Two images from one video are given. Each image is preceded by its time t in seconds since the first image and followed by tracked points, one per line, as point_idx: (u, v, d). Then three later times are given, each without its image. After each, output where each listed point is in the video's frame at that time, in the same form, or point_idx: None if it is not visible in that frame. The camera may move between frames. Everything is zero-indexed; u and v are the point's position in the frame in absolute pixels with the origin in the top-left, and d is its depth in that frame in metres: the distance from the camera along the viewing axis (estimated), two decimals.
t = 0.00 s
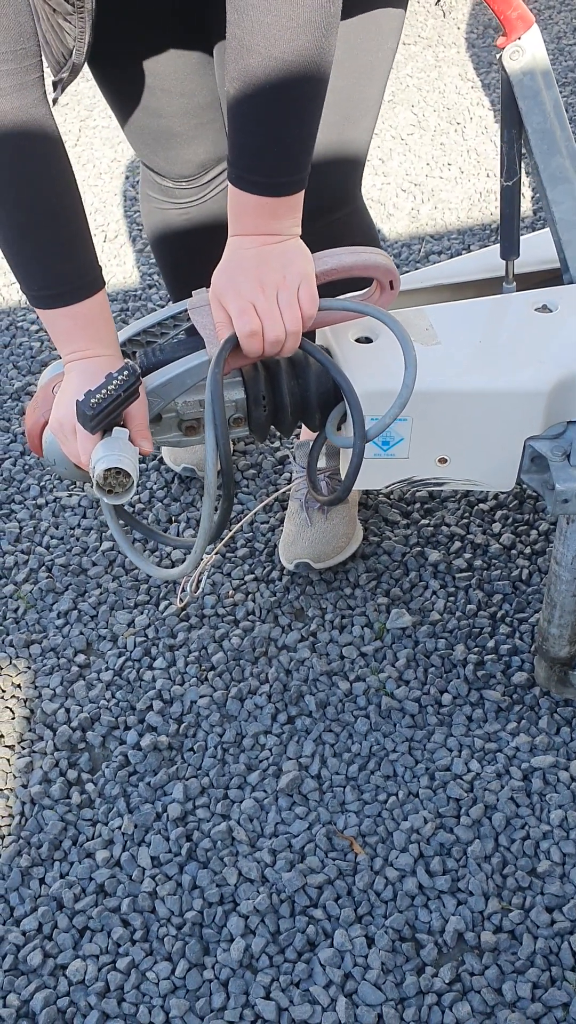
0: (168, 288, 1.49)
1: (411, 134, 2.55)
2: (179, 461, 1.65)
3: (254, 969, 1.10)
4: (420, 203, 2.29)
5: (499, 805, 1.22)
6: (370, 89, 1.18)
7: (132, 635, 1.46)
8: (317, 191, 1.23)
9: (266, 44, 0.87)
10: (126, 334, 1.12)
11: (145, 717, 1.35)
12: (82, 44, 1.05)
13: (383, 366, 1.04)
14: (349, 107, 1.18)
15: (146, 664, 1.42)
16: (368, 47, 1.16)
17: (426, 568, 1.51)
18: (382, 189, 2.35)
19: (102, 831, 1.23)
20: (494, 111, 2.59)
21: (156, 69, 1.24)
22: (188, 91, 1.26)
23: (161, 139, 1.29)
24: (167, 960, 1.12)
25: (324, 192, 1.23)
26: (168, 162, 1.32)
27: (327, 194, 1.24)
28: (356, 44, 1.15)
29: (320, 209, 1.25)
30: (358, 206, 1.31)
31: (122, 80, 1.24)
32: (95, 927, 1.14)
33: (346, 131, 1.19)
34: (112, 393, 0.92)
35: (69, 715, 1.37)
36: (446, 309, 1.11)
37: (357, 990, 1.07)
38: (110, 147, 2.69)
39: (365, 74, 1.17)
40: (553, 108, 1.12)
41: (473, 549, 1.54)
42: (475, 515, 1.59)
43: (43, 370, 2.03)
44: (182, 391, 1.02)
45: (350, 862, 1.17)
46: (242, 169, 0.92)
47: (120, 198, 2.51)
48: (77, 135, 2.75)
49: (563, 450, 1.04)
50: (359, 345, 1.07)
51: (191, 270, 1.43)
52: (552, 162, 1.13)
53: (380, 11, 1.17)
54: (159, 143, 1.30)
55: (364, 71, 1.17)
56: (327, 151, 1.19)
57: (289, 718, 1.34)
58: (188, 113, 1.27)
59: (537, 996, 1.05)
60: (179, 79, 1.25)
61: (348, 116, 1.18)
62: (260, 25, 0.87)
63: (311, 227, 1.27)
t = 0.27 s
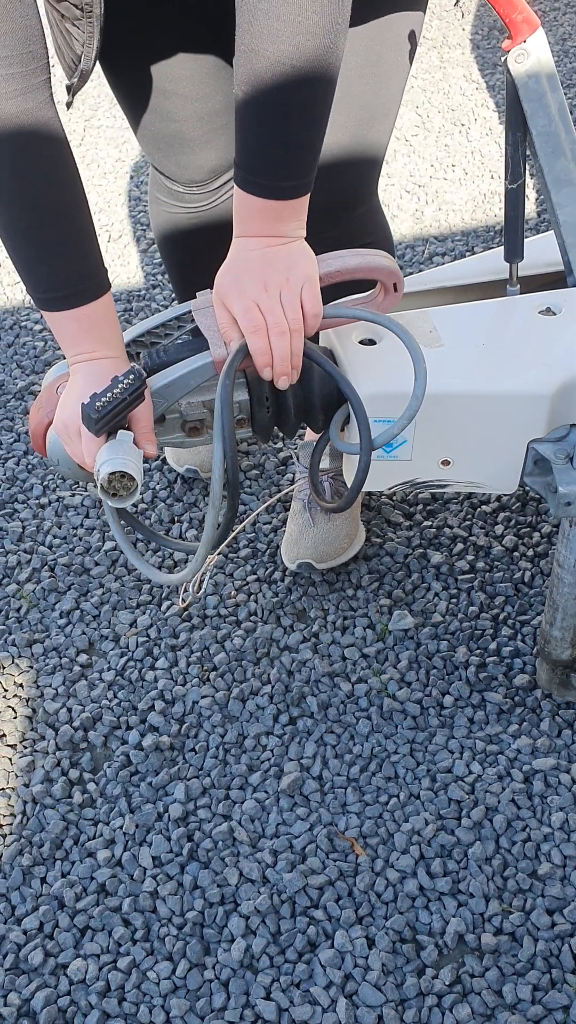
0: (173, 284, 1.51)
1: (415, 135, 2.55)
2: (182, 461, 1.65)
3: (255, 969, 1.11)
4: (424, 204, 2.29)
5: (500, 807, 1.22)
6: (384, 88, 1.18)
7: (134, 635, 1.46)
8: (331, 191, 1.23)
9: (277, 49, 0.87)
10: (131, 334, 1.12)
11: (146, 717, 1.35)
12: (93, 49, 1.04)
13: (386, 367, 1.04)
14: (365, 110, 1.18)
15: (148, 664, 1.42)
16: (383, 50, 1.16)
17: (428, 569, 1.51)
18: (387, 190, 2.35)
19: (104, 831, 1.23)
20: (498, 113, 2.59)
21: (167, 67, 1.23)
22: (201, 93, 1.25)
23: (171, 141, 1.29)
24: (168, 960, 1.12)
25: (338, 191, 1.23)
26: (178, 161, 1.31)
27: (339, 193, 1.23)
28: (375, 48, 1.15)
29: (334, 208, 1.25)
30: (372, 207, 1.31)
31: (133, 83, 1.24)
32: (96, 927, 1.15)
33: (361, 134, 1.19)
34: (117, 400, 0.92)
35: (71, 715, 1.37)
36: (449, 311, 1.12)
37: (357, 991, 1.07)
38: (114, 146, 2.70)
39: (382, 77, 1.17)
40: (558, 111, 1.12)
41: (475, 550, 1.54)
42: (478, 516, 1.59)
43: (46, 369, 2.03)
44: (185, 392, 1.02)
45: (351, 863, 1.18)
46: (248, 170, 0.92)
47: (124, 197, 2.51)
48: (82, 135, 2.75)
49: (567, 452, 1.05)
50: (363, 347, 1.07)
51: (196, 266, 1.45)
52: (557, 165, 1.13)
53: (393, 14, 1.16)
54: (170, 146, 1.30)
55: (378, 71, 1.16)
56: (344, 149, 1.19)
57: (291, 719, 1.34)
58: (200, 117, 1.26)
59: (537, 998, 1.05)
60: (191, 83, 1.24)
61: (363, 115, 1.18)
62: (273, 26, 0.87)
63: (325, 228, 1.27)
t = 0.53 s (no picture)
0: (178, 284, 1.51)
1: (421, 134, 2.55)
2: (185, 461, 1.64)
3: (255, 969, 1.11)
4: (430, 204, 2.29)
5: (501, 808, 1.22)
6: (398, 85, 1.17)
7: (137, 633, 1.46)
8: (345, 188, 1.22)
9: (306, 46, 0.87)
10: (136, 331, 1.12)
11: (148, 715, 1.35)
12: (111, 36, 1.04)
13: (390, 367, 1.04)
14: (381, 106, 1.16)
15: (150, 663, 1.42)
16: (401, 52, 1.15)
17: (432, 570, 1.50)
18: (392, 190, 2.35)
19: (105, 829, 1.23)
20: (505, 113, 2.59)
21: (175, 64, 1.22)
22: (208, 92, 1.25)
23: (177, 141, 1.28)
24: (168, 959, 1.12)
25: (350, 190, 1.22)
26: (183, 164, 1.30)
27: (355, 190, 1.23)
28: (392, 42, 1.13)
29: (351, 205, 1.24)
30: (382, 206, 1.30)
31: (141, 79, 1.23)
32: (97, 925, 1.15)
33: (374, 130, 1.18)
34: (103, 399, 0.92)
35: (73, 713, 1.37)
36: (455, 311, 1.11)
37: (358, 991, 1.07)
38: (120, 144, 2.70)
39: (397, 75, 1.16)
40: (565, 112, 1.11)
41: (479, 551, 1.54)
42: (482, 517, 1.59)
43: (51, 367, 2.03)
44: (189, 391, 1.02)
45: (352, 863, 1.17)
46: (266, 166, 0.92)
47: (129, 195, 2.51)
48: (87, 133, 2.75)
49: (571, 454, 1.04)
50: (368, 346, 1.07)
51: (199, 264, 1.45)
52: (563, 165, 1.12)
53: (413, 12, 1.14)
54: (175, 148, 1.29)
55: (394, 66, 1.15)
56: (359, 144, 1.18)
57: (293, 719, 1.34)
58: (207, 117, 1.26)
59: (538, 1000, 1.05)
60: (199, 80, 1.24)
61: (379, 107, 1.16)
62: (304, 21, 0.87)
63: (340, 227, 1.26)
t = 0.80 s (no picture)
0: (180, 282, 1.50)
1: (427, 134, 2.54)
2: (190, 461, 1.64)
3: (256, 969, 1.10)
4: (436, 204, 2.29)
5: (504, 810, 1.21)
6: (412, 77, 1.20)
7: (140, 632, 1.46)
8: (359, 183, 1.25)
9: (356, 59, 0.90)
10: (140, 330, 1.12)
11: (151, 714, 1.35)
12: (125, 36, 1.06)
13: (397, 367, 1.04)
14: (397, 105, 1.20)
15: (154, 662, 1.42)
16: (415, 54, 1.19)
17: (436, 571, 1.50)
18: (398, 190, 2.35)
19: (107, 828, 1.23)
20: (511, 113, 2.58)
21: (182, 61, 1.23)
22: (217, 89, 1.25)
23: (185, 140, 1.27)
24: (170, 959, 1.12)
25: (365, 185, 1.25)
26: (191, 166, 1.28)
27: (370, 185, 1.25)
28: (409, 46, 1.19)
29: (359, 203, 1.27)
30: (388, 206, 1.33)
31: (148, 74, 1.24)
32: (98, 924, 1.15)
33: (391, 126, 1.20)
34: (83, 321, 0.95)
35: (75, 712, 1.37)
36: (461, 312, 1.11)
37: (359, 993, 1.06)
38: (126, 142, 2.70)
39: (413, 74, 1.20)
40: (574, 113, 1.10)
41: (483, 552, 1.53)
42: (486, 518, 1.58)
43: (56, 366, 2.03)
44: (194, 389, 1.02)
45: (354, 864, 1.17)
46: (297, 159, 0.93)
47: (134, 194, 2.51)
48: (93, 131, 2.75)
49: None
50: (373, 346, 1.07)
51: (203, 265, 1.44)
52: (570, 167, 1.10)
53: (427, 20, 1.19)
54: (183, 149, 1.28)
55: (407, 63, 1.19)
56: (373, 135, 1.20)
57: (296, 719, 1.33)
58: (215, 116, 1.26)
59: (540, 1003, 1.05)
60: (207, 77, 1.24)
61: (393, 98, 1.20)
62: (369, 17, 0.90)
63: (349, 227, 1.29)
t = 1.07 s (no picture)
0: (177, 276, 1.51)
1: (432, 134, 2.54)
2: (193, 461, 1.64)
3: (258, 969, 1.10)
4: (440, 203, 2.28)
5: (507, 810, 1.21)
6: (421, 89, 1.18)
7: (142, 631, 1.46)
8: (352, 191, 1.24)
9: (415, 125, 0.83)
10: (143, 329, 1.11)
11: (154, 714, 1.35)
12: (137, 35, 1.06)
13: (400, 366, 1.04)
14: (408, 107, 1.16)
15: (156, 661, 1.42)
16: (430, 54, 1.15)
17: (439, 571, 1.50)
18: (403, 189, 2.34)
19: (109, 828, 1.23)
20: (516, 112, 2.58)
21: (197, 60, 1.20)
22: (232, 89, 1.23)
23: (195, 140, 1.26)
24: (172, 958, 1.11)
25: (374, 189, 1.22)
26: (201, 165, 1.27)
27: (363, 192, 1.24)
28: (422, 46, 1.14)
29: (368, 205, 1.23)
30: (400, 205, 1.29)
31: (160, 71, 1.22)
32: (100, 923, 1.14)
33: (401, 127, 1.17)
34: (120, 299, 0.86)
35: (78, 711, 1.37)
36: (464, 311, 1.11)
37: (362, 993, 1.06)
38: (130, 141, 2.69)
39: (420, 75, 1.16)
40: None
41: (487, 551, 1.53)
42: (489, 518, 1.58)
43: (59, 364, 2.03)
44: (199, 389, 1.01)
45: (357, 865, 1.17)
46: (328, 206, 0.85)
47: (138, 193, 2.51)
48: (97, 130, 2.75)
49: None
50: (377, 345, 1.07)
51: (208, 263, 1.43)
52: None
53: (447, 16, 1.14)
54: (194, 148, 1.27)
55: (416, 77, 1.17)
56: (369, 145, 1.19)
57: (299, 719, 1.33)
58: (228, 115, 1.24)
59: (542, 1004, 1.05)
60: (220, 76, 1.22)
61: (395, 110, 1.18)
62: (439, 73, 0.82)
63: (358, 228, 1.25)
